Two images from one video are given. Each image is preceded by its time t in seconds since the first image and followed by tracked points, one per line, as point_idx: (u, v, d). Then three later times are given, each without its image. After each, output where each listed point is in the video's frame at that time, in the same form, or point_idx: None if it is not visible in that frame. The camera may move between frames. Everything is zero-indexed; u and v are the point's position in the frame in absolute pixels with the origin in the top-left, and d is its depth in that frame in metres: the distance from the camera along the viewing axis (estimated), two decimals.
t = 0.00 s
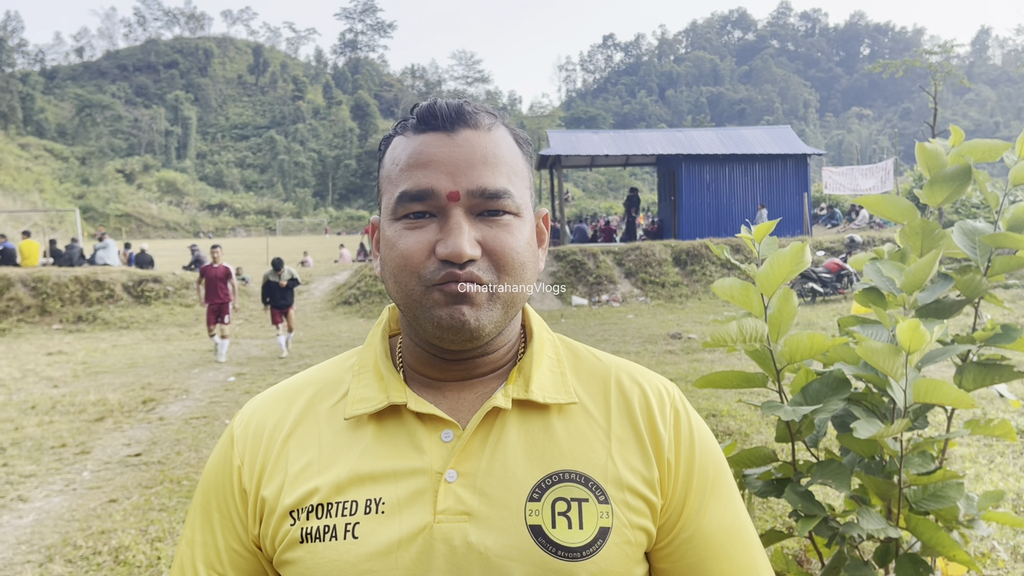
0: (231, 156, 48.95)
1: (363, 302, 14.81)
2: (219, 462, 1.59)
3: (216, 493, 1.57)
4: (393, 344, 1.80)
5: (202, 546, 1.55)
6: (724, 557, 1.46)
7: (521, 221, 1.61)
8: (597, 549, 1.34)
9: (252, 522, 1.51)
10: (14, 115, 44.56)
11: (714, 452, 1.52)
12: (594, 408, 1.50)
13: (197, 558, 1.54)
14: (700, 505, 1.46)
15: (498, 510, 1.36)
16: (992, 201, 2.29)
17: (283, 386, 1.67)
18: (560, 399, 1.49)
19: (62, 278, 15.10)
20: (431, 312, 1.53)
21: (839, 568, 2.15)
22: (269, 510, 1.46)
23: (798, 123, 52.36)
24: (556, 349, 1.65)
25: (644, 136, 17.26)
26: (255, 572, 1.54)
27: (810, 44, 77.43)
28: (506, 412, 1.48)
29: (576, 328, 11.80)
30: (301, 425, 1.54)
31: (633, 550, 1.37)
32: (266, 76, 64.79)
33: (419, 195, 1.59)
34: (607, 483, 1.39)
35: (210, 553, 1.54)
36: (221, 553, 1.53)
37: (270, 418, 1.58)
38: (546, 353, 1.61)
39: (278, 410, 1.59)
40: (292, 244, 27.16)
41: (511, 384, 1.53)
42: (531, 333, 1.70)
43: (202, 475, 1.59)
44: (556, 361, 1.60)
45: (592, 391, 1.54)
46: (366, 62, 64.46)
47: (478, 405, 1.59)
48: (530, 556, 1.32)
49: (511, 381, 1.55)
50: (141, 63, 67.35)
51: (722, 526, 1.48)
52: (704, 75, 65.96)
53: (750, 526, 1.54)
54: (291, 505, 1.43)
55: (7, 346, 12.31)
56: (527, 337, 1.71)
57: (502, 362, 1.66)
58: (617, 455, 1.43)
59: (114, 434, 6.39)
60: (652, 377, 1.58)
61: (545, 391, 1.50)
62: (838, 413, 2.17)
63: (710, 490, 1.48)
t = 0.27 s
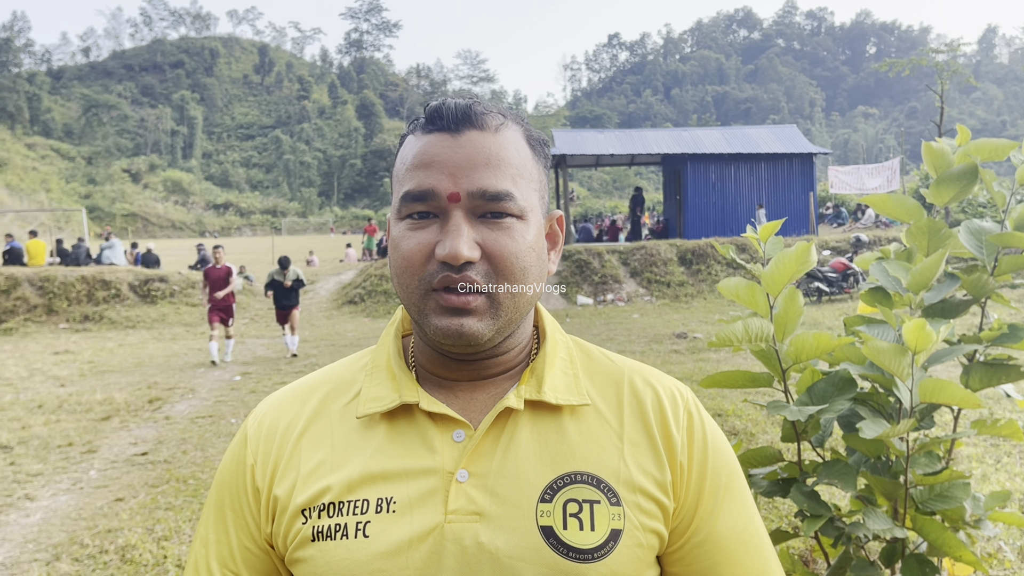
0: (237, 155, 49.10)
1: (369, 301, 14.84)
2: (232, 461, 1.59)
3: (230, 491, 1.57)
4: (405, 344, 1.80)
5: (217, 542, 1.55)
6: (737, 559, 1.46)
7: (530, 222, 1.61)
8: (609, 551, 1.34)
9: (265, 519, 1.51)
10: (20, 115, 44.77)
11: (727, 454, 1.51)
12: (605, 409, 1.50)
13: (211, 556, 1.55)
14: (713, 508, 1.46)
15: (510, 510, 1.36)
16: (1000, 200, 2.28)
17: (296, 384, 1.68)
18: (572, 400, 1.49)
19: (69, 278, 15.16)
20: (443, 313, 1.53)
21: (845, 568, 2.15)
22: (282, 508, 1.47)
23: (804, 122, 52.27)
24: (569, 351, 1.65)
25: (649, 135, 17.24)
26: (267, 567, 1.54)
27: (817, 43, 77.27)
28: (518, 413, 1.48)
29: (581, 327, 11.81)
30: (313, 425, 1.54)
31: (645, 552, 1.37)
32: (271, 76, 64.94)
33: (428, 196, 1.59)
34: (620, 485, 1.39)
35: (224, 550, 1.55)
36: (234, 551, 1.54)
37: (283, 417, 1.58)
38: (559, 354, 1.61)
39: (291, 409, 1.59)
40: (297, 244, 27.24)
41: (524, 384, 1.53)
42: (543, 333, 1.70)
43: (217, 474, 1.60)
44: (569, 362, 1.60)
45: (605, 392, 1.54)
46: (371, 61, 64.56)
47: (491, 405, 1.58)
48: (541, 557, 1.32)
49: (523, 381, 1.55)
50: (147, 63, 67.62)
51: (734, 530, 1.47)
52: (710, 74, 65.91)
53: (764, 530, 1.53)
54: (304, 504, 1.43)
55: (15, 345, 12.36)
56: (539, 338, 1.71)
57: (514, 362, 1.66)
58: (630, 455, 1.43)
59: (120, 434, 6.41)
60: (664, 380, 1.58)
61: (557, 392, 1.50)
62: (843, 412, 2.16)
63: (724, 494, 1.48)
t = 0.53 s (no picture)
0: (242, 154, 49.20)
1: (373, 300, 14.85)
2: (243, 461, 1.59)
3: (239, 491, 1.58)
4: (413, 345, 1.80)
5: (226, 542, 1.56)
6: (744, 562, 1.46)
7: (541, 224, 1.61)
8: (617, 553, 1.34)
9: (274, 521, 1.51)
10: (26, 115, 44.93)
11: (735, 457, 1.51)
12: (614, 412, 1.50)
13: (220, 556, 1.56)
14: (720, 510, 1.46)
15: (518, 512, 1.36)
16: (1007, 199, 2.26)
17: (305, 386, 1.68)
18: (581, 402, 1.49)
19: (74, 277, 15.18)
20: (454, 315, 1.54)
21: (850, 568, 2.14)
22: (291, 508, 1.47)
23: (808, 121, 52.24)
24: (578, 353, 1.64)
25: (653, 135, 17.21)
26: (275, 567, 1.54)
27: (822, 41, 77.13)
28: (527, 414, 1.48)
29: (586, 327, 11.81)
30: (323, 425, 1.54)
31: (653, 555, 1.37)
32: (276, 75, 65.06)
33: (439, 197, 1.59)
34: (628, 487, 1.39)
35: (233, 551, 1.55)
36: (244, 552, 1.54)
37: (292, 418, 1.58)
38: (567, 356, 1.61)
39: (300, 410, 1.60)
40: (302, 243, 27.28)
41: (532, 386, 1.53)
42: (552, 335, 1.69)
43: (226, 474, 1.60)
44: (577, 365, 1.60)
45: (613, 394, 1.54)
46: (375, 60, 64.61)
47: (499, 406, 1.58)
48: (549, 558, 1.33)
49: (532, 383, 1.55)
50: (152, 62, 67.82)
51: (741, 534, 1.47)
52: (714, 73, 65.85)
53: (771, 534, 1.52)
54: (314, 504, 1.43)
55: (20, 344, 12.40)
56: (548, 339, 1.71)
57: (523, 363, 1.65)
58: (638, 458, 1.43)
59: (125, 432, 6.43)
60: (673, 383, 1.58)
61: (566, 393, 1.50)
62: (847, 412, 2.15)
63: (732, 497, 1.47)
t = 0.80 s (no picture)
0: (245, 153, 49.29)
1: (377, 299, 14.86)
2: (247, 459, 1.60)
3: (243, 488, 1.58)
4: (417, 342, 1.80)
5: (230, 539, 1.56)
6: (746, 558, 1.46)
7: (546, 223, 1.61)
8: (620, 548, 1.34)
9: (279, 517, 1.52)
10: (30, 114, 45.07)
11: (735, 454, 1.51)
12: (618, 409, 1.49)
13: (224, 553, 1.56)
14: (721, 507, 1.46)
15: (521, 509, 1.36)
16: (1012, 197, 2.24)
17: (307, 384, 1.67)
18: (583, 398, 1.49)
19: (79, 275, 15.21)
20: (458, 313, 1.53)
21: (853, 566, 2.13)
22: (295, 506, 1.47)
23: (812, 119, 52.23)
24: (580, 349, 1.64)
25: (657, 133, 17.21)
26: (279, 563, 1.55)
27: (826, 40, 77.11)
28: (529, 411, 1.49)
29: (590, 325, 11.82)
30: (327, 423, 1.54)
31: (655, 552, 1.37)
32: (279, 74, 65.16)
33: (444, 197, 1.59)
34: (632, 485, 1.39)
35: (238, 548, 1.55)
36: (248, 549, 1.54)
37: (296, 415, 1.58)
38: (569, 353, 1.61)
39: (302, 407, 1.60)
40: (305, 242, 27.34)
41: (534, 382, 1.53)
42: (555, 333, 1.69)
43: (230, 471, 1.60)
44: (580, 362, 1.59)
45: (616, 391, 1.53)
46: (378, 59, 64.60)
47: (502, 403, 1.58)
48: (552, 554, 1.33)
49: (534, 380, 1.55)
50: (156, 61, 68.03)
51: (743, 529, 1.47)
52: (718, 71, 65.87)
53: (771, 530, 1.53)
54: (318, 500, 1.43)
55: (25, 342, 12.42)
56: (551, 337, 1.71)
57: (525, 361, 1.66)
58: (641, 454, 1.43)
59: (130, 430, 6.44)
60: (676, 380, 1.57)
61: (569, 390, 1.50)
62: (852, 411, 2.13)
63: (733, 493, 1.48)
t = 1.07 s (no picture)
0: (249, 152, 49.34)
1: (380, 297, 14.88)
2: (246, 454, 1.60)
3: (243, 482, 1.58)
4: (415, 338, 1.80)
5: (230, 533, 1.56)
6: (741, 551, 1.46)
7: (542, 219, 1.61)
8: (615, 541, 1.35)
9: (278, 510, 1.52)
10: (34, 112, 45.17)
11: (731, 449, 1.51)
12: (614, 403, 1.50)
13: (225, 547, 1.56)
14: (717, 500, 1.46)
15: (518, 501, 1.36)
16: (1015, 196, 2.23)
17: (307, 379, 1.68)
18: (580, 393, 1.49)
19: (82, 273, 15.23)
20: (455, 307, 1.53)
21: (855, 564, 2.12)
22: (294, 498, 1.47)
23: (816, 117, 52.18)
24: (577, 345, 1.64)
25: (660, 131, 17.19)
26: (278, 556, 1.55)
27: (829, 38, 76.97)
28: (526, 405, 1.49)
29: (593, 323, 11.83)
30: (325, 417, 1.55)
31: (651, 544, 1.37)
32: (282, 72, 65.20)
33: (442, 193, 1.59)
34: (627, 478, 1.40)
35: (238, 542, 1.55)
36: (248, 542, 1.54)
37: (295, 410, 1.59)
38: (566, 348, 1.61)
39: (302, 403, 1.60)
40: (308, 240, 27.38)
41: (532, 378, 1.53)
42: (552, 329, 1.69)
43: (230, 466, 1.60)
44: (575, 358, 1.60)
45: (613, 386, 1.53)
46: (382, 57, 64.67)
47: (499, 398, 1.58)
48: (549, 546, 1.33)
49: (531, 374, 1.55)
50: (160, 60, 68.15)
51: (739, 523, 1.47)
52: (722, 69, 65.80)
53: (768, 524, 1.52)
54: (316, 493, 1.44)
55: (29, 340, 12.45)
56: (548, 333, 1.71)
57: (523, 357, 1.65)
58: (637, 448, 1.43)
59: (134, 428, 6.46)
60: (672, 375, 1.57)
61: (565, 384, 1.51)
62: (854, 408, 2.13)
63: (729, 488, 1.47)
